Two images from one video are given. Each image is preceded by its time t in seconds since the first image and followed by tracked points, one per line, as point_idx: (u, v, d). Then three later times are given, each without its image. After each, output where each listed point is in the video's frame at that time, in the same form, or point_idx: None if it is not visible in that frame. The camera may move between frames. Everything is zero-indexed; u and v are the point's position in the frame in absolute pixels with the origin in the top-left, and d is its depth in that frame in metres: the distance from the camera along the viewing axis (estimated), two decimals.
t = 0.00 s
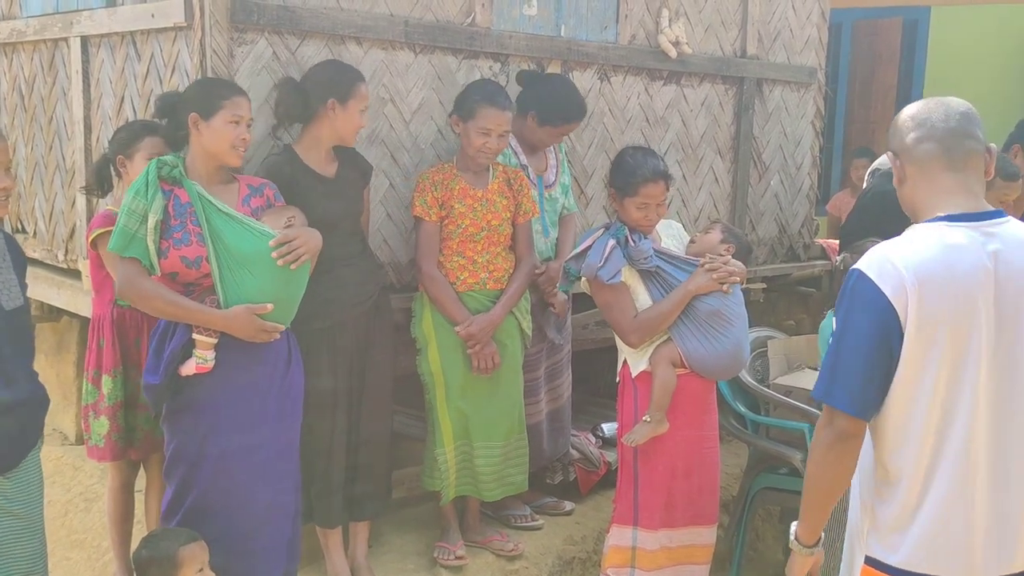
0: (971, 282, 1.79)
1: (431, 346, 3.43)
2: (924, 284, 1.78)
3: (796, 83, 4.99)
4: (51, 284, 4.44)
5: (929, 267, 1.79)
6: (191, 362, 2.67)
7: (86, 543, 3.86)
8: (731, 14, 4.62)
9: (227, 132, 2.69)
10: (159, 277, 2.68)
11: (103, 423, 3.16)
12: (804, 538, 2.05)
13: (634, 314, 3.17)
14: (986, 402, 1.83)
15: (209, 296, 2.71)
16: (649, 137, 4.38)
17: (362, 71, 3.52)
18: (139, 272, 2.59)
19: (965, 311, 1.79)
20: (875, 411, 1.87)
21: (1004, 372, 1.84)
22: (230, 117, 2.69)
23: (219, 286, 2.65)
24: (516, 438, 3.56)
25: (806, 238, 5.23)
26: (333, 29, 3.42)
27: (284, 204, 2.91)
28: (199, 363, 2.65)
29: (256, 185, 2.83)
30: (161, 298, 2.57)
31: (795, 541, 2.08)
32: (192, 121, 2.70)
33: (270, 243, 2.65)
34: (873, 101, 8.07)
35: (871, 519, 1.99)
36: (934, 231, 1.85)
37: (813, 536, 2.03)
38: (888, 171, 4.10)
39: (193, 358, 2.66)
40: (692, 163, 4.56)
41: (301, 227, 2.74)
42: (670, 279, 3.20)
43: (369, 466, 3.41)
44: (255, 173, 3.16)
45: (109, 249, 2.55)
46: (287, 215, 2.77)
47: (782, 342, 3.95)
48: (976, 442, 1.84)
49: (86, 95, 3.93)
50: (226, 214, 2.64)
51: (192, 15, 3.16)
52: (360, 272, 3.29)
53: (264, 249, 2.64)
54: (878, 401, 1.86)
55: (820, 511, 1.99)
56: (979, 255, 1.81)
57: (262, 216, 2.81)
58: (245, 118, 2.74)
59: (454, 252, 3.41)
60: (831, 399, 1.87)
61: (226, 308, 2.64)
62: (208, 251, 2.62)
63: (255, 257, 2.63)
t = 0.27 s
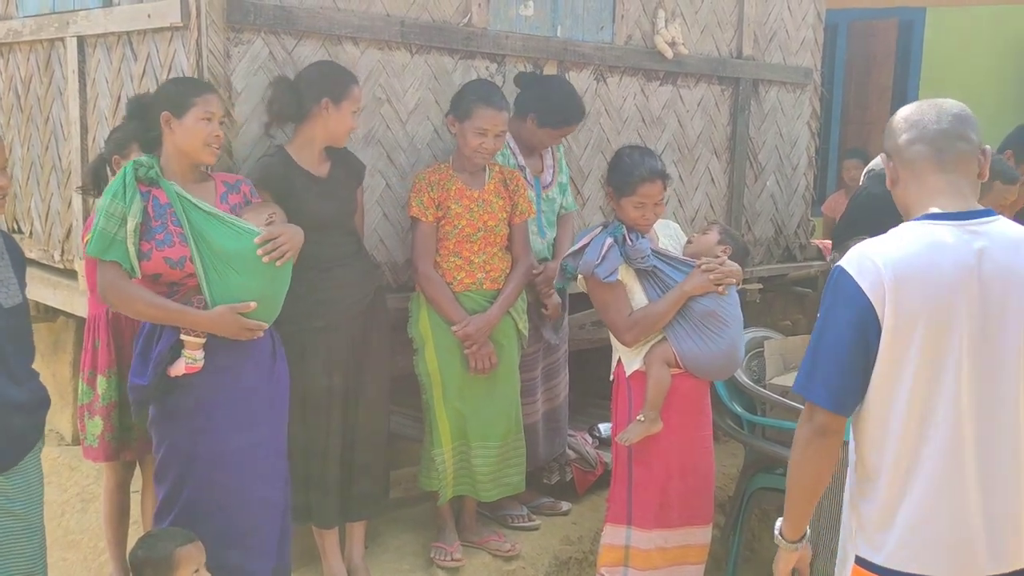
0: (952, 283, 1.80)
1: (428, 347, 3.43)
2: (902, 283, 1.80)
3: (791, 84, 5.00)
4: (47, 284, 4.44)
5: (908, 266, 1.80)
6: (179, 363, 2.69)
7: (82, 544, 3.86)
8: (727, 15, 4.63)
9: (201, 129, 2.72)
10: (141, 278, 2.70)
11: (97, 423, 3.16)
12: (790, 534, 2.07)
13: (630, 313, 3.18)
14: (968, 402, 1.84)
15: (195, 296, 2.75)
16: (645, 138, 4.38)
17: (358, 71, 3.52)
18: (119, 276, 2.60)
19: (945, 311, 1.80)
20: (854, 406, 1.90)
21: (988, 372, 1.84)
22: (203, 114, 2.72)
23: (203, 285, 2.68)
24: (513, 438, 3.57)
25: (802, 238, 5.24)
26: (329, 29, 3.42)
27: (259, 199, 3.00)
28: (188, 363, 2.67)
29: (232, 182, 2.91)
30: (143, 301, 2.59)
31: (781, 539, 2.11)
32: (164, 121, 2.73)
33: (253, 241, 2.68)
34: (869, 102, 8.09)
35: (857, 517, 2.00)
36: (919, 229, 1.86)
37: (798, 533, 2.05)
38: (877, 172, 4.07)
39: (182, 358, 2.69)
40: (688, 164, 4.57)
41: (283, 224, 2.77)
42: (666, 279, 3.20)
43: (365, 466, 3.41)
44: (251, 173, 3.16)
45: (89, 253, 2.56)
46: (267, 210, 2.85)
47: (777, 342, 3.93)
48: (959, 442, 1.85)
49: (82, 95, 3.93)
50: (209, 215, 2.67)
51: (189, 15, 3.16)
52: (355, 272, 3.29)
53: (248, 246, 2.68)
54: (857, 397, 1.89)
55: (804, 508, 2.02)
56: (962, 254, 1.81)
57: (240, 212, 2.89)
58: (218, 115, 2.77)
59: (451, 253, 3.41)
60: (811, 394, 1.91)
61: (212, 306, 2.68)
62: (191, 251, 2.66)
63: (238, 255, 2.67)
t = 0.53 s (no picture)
0: (959, 285, 1.80)
1: (423, 349, 3.43)
2: (909, 284, 1.80)
3: (786, 86, 5.01)
4: (42, 286, 4.43)
5: (915, 268, 1.81)
6: (173, 365, 2.69)
7: (76, 545, 3.86)
8: (722, 17, 4.64)
9: (186, 131, 2.74)
10: (132, 283, 2.71)
11: (87, 424, 3.16)
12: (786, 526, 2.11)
13: (624, 312, 3.19)
14: (972, 403, 1.85)
15: (187, 299, 2.78)
16: (641, 140, 4.38)
17: (354, 73, 3.53)
18: (110, 281, 2.61)
19: (950, 313, 1.80)
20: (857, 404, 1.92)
21: (992, 374, 1.85)
22: (189, 116, 2.75)
23: (196, 288, 2.70)
24: (508, 439, 3.57)
25: (796, 240, 5.26)
26: (325, 30, 3.42)
27: (244, 199, 3.01)
28: (182, 365, 2.68)
29: (216, 182, 2.93)
30: (134, 306, 2.60)
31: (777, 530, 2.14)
32: (149, 123, 2.74)
33: (248, 245, 2.70)
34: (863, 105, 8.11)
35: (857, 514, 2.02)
36: (929, 231, 1.87)
37: (794, 525, 2.08)
38: (870, 177, 4.06)
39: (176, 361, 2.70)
40: (683, 166, 4.58)
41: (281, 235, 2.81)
42: (662, 281, 3.22)
43: (360, 467, 3.41)
44: (245, 175, 3.17)
45: (79, 259, 2.56)
46: (257, 213, 2.84)
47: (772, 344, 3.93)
48: (961, 443, 1.86)
49: (77, 96, 3.92)
50: (200, 216, 2.67)
51: (185, 17, 3.16)
52: (349, 274, 3.31)
53: (240, 249, 2.68)
54: (861, 395, 1.90)
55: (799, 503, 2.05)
56: (970, 257, 1.82)
57: (226, 212, 2.91)
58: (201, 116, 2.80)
59: (445, 255, 3.41)
60: (814, 390, 1.92)
61: (205, 309, 2.70)
62: (183, 254, 2.67)
63: (231, 258, 2.68)
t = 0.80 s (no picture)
0: (990, 288, 1.80)
1: (414, 351, 3.43)
2: (940, 284, 1.80)
3: (778, 89, 5.02)
4: (33, 287, 4.42)
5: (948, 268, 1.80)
6: (165, 367, 2.69)
7: (67, 547, 3.85)
8: (715, 20, 4.64)
9: (181, 134, 2.72)
10: (125, 284, 2.69)
11: (73, 425, 3.14)
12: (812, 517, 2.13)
13: (612, 315, 3.20)
14: (998, 405, 1.84)
15: (181, 301, 2.77)
16: (634, 142, 4.38)
17: (347, 75, 3.52)
18: (103, 282, 2.59)
19: (981, 314, 1.80)
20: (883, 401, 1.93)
21: (1020, 378, 1.84)
22: (183, 119, 2.73)
23: (189, 290, 2.70)
24: (500, 441, 3.58)
25: (789, 242, 5.27)
26: (318, 32, 3.42)
27: (234, 202, 3.02)
28: (175, 368, 2.68)
29: (207, 185, 2.92)
30: (127, 308, 2.59)
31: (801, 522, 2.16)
32: (142, 124, 2.72)
33: (241, 247, 2.73)
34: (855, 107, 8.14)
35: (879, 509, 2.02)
36: (965, 232, 1.86)
37: (817, 516, 2.10)
38: (860, 180, 4.07)
39: (168, 363, 2.69)
40: (676, 168, 4.58)
41: (272, 237, 2.82)
42: (653, 282, 3.23)
43: (353, 469, 3.42)
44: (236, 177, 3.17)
45: (72, 260, 2.54)
46: (249, 215, 2.88)
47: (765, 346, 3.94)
48: (986, 444, 1.85)
49: (69, 97, 3.92)
50: (192, 218, 2.68)
51: (177, 18, 3.16)
52: (342, 275, 3.31)
53: (234, 251, 2.71)
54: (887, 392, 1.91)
55: (823, 495, 2.06)
56: (1004, 260, 1.81)
57: (217, 214, 2.91)
58: (195, 118, 2.78)
59: (437, 257, 3.41)
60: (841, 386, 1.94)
61: (198, 311, 2.70)
62: (176, 256, 2.67)
63: (225, 259, 2.70)
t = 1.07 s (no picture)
0: None
1: (406, 353, 3.43)
2: (980, 286, 1.76)
3: (770, 91, 5.03)
4: (23, 288, 4.40)
5: (989, 271, 1.76)
6: (157, 370, 2.69)
7: (57, 550, 3.83)
8: (707, 22, 4.65)
9: (182, 138, 2.72)
10: (118, 286, 2.69)
11: (67, 428, 3.14)
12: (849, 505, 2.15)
13: (610, 317, 3.19)
14: None
15: (173, 304, 2.77)
16: (626, 144, 4.38)
17: (338, 76, 3.52)
18: (96, 284, 2.59)
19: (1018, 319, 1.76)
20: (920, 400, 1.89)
21: None
22: (185, 122, 2.72)
23: (183, 294, 2.70)
24: (492, 443, 3.58)
25: (780, 244, 5.27)
26: (309, 33, 3.42)
27: (233, 205, 3.00)
28: (166, 371, 2.68)
29: (206, 187, 2.90)
30: (121, 310, 2.58)
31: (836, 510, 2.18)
32: (146, 125, 2.70)
33: (235, 251, 2.70)
34: (847, 110, 8.16)
35: (904, 503, 1.99)
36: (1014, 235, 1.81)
37: (850, 505, 2.13)
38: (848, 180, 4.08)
39: (160, 366, 2.69)
40: (668, 170, 4.59)
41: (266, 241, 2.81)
42: (644, 284, 3.23)
43: (344, 470, 3.42)
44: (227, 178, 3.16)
45: (65, 260, 2.53)
46: (246, 217, 2.88)
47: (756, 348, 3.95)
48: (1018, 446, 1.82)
49: (59, 97, 3.91)
50: (187, 220, 2.67)
51: (168, 19, 3.15)
52: (333, 277, 3.31)
53: (229, 255, 2.69)
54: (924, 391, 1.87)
55: (857, 488, 2.09)
56: None
57: (214, 217, 2.89)
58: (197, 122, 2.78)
59: (428, 259, 3.41)
60: (877, 381, 1.90)
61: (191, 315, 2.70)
62: (170, 259, 2.66)
63: (218, 263, 2.68)
